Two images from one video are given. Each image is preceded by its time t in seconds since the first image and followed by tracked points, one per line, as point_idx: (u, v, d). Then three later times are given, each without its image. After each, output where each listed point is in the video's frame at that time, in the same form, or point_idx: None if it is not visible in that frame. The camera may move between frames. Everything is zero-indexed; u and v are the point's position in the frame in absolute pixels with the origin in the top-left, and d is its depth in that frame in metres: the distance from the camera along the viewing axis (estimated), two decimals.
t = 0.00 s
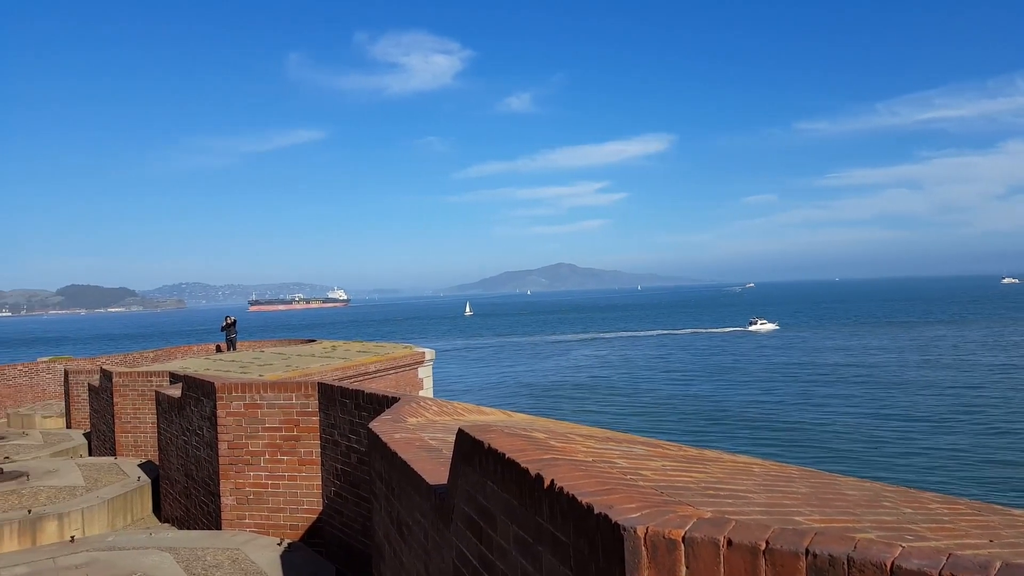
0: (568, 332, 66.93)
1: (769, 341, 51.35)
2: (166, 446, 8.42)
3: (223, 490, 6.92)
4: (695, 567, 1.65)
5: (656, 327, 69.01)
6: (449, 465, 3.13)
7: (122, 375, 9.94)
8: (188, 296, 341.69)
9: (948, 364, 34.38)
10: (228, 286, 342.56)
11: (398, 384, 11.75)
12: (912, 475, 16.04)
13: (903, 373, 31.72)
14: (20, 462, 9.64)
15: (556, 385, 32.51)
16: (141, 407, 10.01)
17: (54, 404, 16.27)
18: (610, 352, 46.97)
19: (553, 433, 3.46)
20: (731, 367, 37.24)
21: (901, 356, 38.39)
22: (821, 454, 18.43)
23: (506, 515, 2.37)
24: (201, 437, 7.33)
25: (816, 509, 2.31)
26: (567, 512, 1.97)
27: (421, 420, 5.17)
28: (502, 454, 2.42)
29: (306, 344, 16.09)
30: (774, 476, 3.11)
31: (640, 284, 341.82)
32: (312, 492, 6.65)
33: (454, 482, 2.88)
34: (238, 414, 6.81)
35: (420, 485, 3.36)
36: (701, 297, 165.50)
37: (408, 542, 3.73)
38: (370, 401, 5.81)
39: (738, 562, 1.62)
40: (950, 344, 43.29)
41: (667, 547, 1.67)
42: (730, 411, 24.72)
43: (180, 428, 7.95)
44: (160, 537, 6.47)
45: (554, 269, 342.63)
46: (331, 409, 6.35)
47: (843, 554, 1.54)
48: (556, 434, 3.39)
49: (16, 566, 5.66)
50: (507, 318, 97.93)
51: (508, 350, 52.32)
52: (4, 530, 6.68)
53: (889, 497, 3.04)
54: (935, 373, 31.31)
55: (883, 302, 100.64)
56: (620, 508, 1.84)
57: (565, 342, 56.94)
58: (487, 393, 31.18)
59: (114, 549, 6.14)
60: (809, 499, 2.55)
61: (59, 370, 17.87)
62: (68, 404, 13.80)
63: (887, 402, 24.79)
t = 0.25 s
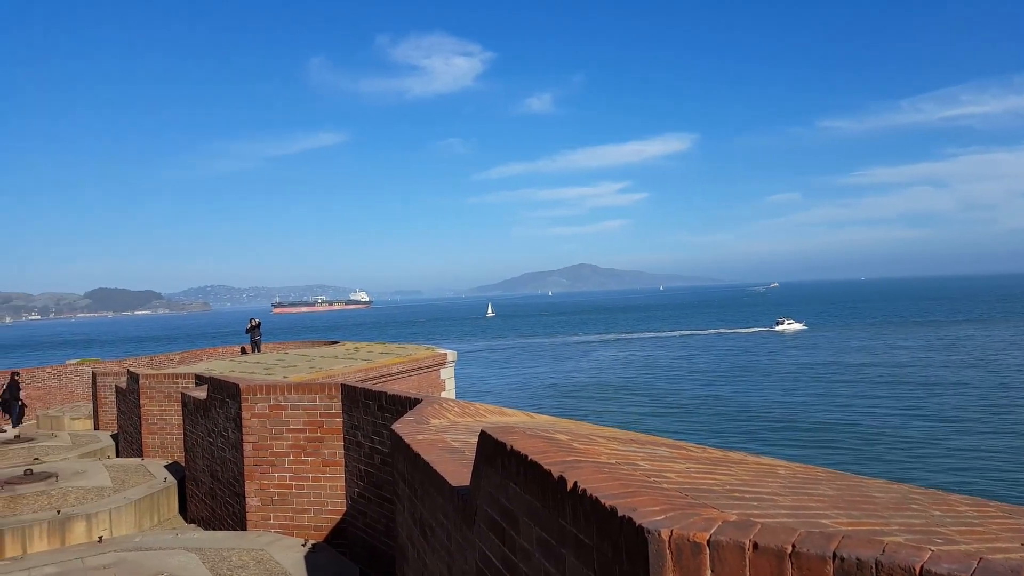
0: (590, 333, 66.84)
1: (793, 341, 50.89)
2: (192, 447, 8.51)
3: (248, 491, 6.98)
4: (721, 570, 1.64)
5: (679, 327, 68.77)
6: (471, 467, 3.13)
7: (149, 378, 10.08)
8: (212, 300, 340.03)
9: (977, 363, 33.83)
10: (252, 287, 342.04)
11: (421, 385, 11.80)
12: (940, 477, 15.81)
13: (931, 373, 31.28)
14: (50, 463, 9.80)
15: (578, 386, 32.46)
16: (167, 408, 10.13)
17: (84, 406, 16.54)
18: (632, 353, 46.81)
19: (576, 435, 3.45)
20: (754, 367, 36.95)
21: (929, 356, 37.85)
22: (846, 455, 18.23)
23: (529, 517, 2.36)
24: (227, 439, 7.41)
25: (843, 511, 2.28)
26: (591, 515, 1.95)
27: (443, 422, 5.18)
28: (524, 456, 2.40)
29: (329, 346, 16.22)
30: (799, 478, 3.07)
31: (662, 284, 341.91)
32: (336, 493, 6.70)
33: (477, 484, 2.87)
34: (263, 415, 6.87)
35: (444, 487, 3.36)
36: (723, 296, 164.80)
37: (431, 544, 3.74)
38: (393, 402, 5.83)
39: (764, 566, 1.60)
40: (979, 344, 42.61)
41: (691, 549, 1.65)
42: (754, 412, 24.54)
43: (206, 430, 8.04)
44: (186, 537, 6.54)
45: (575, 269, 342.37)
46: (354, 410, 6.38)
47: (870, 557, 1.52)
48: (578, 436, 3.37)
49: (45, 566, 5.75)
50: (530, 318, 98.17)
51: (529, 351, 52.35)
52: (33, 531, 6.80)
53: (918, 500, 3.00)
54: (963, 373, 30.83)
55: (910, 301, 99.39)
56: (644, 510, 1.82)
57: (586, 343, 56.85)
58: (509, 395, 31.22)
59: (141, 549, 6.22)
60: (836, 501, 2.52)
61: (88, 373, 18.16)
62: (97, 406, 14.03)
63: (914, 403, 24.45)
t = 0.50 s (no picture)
0: (611, 336, 66.67)
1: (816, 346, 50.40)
2: (215, 443, 8.60)
3: (270, 487, 7.04)
4: None
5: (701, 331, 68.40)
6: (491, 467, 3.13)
7: (174, 374, 10.21)
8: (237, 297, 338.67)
9: (1006, 371, 33.27)
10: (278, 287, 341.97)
11: (441, 385, 11.83)
12: (966, 486, 15.58)
13: (957, 381, 30.83)
14: (77, 457, 9.96)
15: (598, 389, 32.40)
16: (191, 404, 10.25)
17: (110, 401, 16.79)
18: (653, 356, 46.60)
19: (596, 437, 3.44)
20: (777, 372, 36.63)
21: (956, 362, 37.29)
22: (869, 462, 18.02)
23: (549, 519, 2.35)
24: (250, 435, 7.48)
25: (868, 519, 2.24)
26: (611, 518, 1.94)
27: (463, 422, 5.18)
28: (544, 458, 2.39)
29: (351, 345, 16.31)
30: (823, 484, 3.04)
31: (683, 288, 341.83)
32: (357, 491, 6.73)
33: (496, 484, 2.87)
34: (285, 412, 6.92)
35: (464, 487, 3.36)
36: (746, 301, 164.12)
37: (450, 543, 3.74)
38: (413, 402, 5.84)
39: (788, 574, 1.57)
40: (1007, 351, 41.92)
41: (713, 555, 1.64)
42: (777, 417, 24.31)
43: (229, 426, 8.12)
44: (208, 533, 6.61)
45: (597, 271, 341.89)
46: (375, 409, 6.41)
47: (895, 567, 1.49)
48: (599, 439, 3.36)
49: (70, 558, 5.83)
50: (552, 320, 98.16)
51: (550, 352, 52.32)
52: (59, 523, 6.91)
53: (945, 509, 2.94)
54: (991, 381, 30.33)
55: (936, 307, 98.14)
56: (665, 514, 1.81)
57: (607, 345, 56.71)
58: (529, 396, 31.21)
59: (164, 543, 6.29)
60: (861, 509, 2.48)
61: (114, 368, 18.43)
62: (122, 400, 14.23)
63: (940, 410, 24.09)
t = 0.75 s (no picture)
0: (629, 336, 66.49)
1: (837, 348, 49.93)
2: (235, 439, 8.67)
3: (288, 482, 7.09)
4: None
5: (720, 332, 68.02)
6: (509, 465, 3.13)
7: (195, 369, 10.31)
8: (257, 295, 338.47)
9: None
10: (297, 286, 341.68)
11: (458, 384, 11.85)
12: (989, 492, 15.35)
13: (981, 384, 30.41)
14: (100, 450, 10.09)
15: (615, 389, 32.30)
16: (212, 400, 10.35)
17: (133, 395, 17.00)
18: (672, 357, 46.41)
19: (615, 438, 3.43)
20: (796, 373, 36.32)
21: (980, 366, 36.78)
22: (890, 466, 17.81)
23: (567, 520, 2.34)
24: (269, 431, 7.53)
25: (890, 524, 2.21)
26: (629, 519, 1.93)
27: (480, 420, 5.18)
28: (562, 457, 2.39)
29: (370, 343, 16.37)
30: (844, 487, 3.00)
31: (702, 289, 341.53)
32: (375, 488, 6.76)
33: (514, 483, 2.86)
34: (305, 408, 6.97)
35: (481, 485, 3.36)
36: (765, 302, 163.32)
37: (467, 540, 3.74)
38: (431, 400, 5.84)
39: None
40: None
41: (734, 558, 1.62)
42: (797, 419, 24.10)
43: (249, 422, 8.19)
44: (228, 527, 6.67)
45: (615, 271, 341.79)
46: (393, 406, 6.43)
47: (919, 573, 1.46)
48: (617, 439, 3.35)
49: (94, 549, 5.91)
50: (570, 320, 98.07)
51: (567, 352, 52.25)
52: (83, 514, 7.01)
53: (968, 514, 2.89)
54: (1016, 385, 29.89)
55: (960, 310, 96.96)
56: (684, 516, 1.80)
57: (625, 345, 56.54)
58: (546, 395, 31.19)
59: (185, 536, 6.35)
60: (882, 512, 2.45)
61: (137, 363, 18.65)
62: (145, 395, 14.40)
63: (963, 414, 23.76)
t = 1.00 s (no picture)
0: (652, 334, 66.13)
1: (865, 348, 49.27)
2: (261, 432, 8.75)
3: (313, 476, 7.14)
4: None
5: (745, 332, 67.45)
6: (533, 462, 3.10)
7: (222, 362, 10.42)
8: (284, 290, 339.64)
9: None
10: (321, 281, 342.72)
11: (480, 379, 11.85)
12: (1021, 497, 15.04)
13: (1013, 387, 29.79)
14: (129, 441, 10.24)
15: (638, 388, 32.14)
16: (239, 392, 10.46)
17: (161, 387, 17.23)
18: (696, 356, 46.09)
19: (642, 437, 3.39)
20: (823, 374, 35.88)
21: (1012, 368, 36.06)
22: (919, 469, 17.52)
23: (592, 519, 2.31)
24: (294, 424, 7.58)
25: (926, 530, 2.16)
26: (657, 520, 1.90)
27: (504, 417, 5.17)
28: (588, 456, 2.36)
29: (394, 338, 16.43)
30: (875, 492, 2.94)
31: (727, 288, 342.00)
32: (398, 483, 6.78)
33: (538, 480, 2.83)
34: (330, 403, 7.01)
35: (505, 482, 3.34)
36: (791, 302, 161.94)
37: (491, 537, 3.73)
38: (454, 396, 5.84)
39: None
40: None
41: (765, 562, 1.59)
42: (824, 420, 23.80)
43: (275, 415, 8.26)
44: (253, 519, 6.73)
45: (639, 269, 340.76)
46: (416, 402, 6.44)
47: None
48: (643, 439, 3.31)
49: (123, 539, 5.99)
50: (594, 318, 97.86)
51: (590, 350, 52.11)
52: (112, 504, 7.11)
53: (1005, 521, 2.82)
54: None
55: (992, 311, 95.18)
56: (714, 517, 1.76)
57: (649, 344, 56.26)
58: (569, 393, 31.12)
59: (212, 528, 6.42)
60: (915, 518, 2.39)
61: (166, 356, 18.90)
62: (173, 387, 14.59)
63: (995, 417, 23.29)
